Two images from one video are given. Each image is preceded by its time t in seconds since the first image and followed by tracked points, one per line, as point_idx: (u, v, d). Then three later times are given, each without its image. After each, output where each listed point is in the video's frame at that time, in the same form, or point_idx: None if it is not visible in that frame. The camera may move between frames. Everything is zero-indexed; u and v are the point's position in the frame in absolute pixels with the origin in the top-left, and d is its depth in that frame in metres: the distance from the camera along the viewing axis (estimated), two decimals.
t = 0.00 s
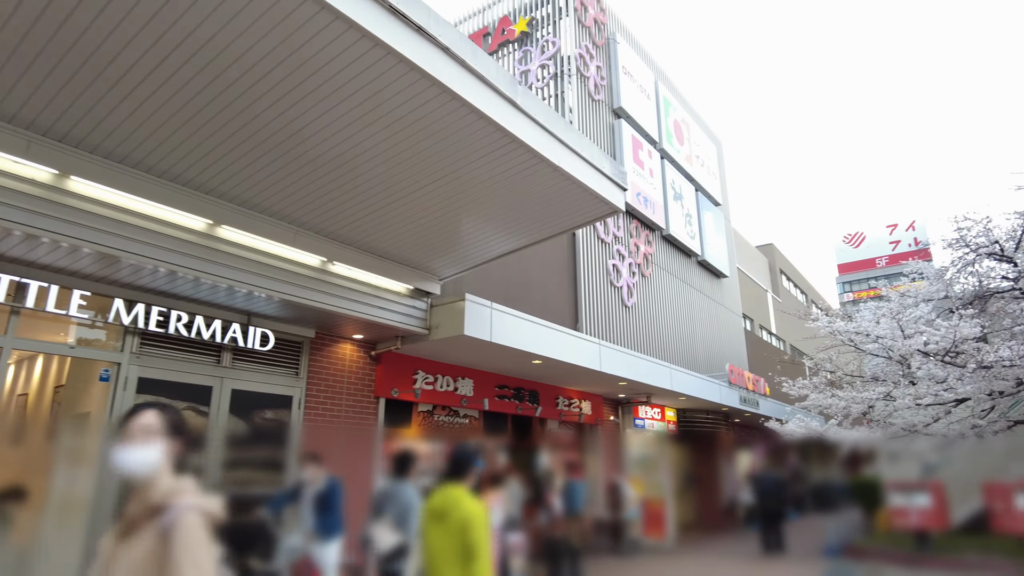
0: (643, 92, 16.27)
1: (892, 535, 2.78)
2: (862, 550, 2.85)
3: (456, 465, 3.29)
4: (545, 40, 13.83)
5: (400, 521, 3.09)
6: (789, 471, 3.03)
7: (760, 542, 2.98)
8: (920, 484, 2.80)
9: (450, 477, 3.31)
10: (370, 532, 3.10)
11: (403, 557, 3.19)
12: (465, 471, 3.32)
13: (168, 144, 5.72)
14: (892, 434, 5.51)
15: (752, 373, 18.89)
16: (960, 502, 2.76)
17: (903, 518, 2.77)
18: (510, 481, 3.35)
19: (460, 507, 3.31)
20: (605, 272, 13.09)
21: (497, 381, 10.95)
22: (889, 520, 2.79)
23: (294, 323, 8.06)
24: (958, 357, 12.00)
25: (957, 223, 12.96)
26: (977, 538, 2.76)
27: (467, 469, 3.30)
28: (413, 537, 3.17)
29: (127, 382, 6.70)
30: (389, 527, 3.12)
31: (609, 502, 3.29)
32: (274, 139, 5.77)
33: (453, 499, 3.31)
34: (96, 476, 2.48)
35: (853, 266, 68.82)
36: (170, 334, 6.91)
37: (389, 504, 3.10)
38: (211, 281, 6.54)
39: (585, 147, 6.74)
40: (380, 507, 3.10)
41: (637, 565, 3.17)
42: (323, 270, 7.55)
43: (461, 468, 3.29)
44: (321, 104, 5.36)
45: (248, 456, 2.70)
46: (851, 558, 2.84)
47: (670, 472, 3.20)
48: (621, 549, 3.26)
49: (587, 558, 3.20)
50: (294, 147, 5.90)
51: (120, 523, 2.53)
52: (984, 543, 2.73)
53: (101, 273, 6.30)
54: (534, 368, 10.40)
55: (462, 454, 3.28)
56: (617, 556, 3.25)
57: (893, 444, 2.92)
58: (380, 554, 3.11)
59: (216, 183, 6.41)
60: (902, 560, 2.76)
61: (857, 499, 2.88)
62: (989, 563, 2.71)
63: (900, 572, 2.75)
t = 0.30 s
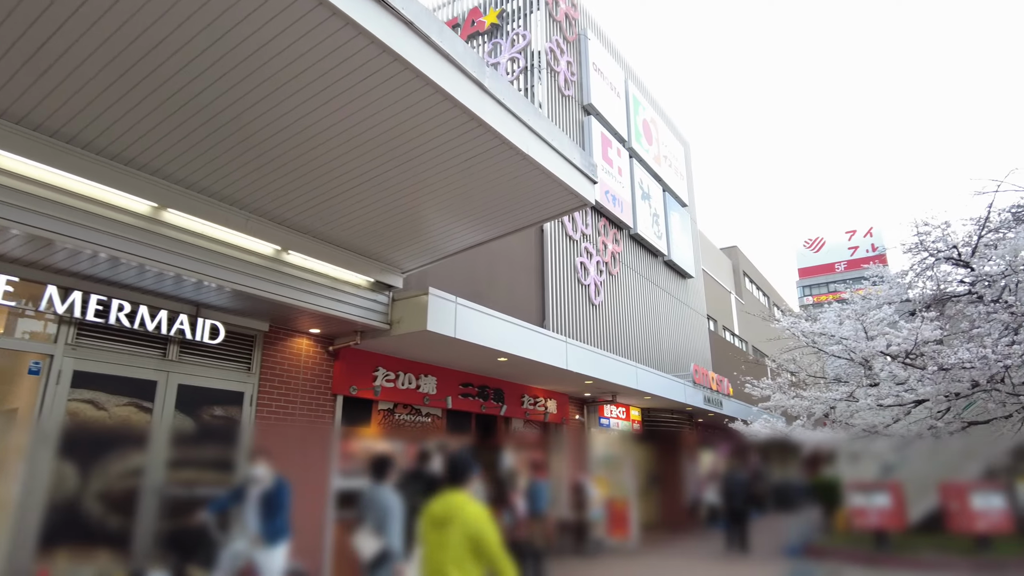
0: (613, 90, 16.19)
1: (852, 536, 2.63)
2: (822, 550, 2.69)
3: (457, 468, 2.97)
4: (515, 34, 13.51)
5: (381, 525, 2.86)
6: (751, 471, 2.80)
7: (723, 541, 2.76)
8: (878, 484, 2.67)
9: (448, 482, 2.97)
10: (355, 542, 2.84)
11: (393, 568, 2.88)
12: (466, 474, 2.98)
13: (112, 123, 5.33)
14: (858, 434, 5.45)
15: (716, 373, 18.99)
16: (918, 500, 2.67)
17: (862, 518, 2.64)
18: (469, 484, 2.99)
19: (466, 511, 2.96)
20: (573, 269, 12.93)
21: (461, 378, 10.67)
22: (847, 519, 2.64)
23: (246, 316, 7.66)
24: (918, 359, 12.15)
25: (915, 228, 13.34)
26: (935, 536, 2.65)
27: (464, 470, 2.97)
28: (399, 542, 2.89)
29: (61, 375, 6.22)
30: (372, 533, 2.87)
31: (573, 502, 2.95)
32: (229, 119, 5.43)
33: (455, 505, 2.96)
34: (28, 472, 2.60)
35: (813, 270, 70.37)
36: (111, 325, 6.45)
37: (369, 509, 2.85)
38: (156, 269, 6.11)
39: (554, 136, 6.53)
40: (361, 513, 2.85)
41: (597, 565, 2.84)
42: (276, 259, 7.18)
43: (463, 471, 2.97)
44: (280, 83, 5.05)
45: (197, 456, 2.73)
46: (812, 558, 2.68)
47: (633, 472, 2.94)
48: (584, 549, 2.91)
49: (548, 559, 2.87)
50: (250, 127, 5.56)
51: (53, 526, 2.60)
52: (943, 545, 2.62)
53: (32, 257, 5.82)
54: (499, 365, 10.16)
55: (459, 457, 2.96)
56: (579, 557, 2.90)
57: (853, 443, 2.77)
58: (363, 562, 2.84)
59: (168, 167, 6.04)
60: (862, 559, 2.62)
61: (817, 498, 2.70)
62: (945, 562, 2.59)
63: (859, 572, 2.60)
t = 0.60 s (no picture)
0: (592, 87, 16.02)
1: (823, 535, 2.87)
2: (796, 550, 2.92)
3: (461, 466, 3.15)
4: (494, 25, 13.31)
5: (370, 522, 2.95)
6: (726, 471, 3.04)
7: (706, 541, 2.97)
8: (852, 485, 2.92)
9: (455, 478, 3.20)
10: (346, 538, 2.98)
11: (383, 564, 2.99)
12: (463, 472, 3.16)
13: (68, 99, 4.98)
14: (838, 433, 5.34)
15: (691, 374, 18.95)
16: (889, 501, 2.92)
17: (836, 518, 2.88)
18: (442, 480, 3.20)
19: (476, 507, 3.19)
20: (550, 266, 12.72)
21: (434, 376, 10.38)
22: (820, 519, 2.88)
23: (208, 307, 7.27)
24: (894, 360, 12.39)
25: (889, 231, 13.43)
26: (904, 536, 2.92)
27: (463, 468, 3.15)
28: (388, 540, 2.99)
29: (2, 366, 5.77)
30: (361, 532, 2.97)
31: (546, 503, 3.18)
32: (195, 99, 5.12)
33: (463, 499, 3.19)
34: None
35: (784, 274, 71.26)
36: (59, 313, 6.00)
37: (361, 506, 2.96)
38: (111, 254, 5.71)
39: (534, 122, 6.32)
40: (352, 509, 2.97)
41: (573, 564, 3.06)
42: (240, 247, 6.83)
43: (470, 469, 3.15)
44: (250, 60, 4.76)
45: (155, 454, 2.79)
46: (786, 558, 2.91)
47: (607, 472, 3.16)
48: (558, 550, 3.12)
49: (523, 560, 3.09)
50: (218, 107, 5.26)
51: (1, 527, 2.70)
52: (910, 542, 2.91)
53: None
54: (474, 362, 9.90)
55: (462, 455, 3.14)
56: (554, 557, 3.10)
57: (828, 446, 3.00)
58: (352, 560, 2.95)
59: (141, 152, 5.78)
60: (834, 559, 2.87)
61: (789, 499, 2.94)
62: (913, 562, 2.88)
63: (832, 571, 2.86)
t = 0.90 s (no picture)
0: (571, 85, 15.85)
1: (794, 539, 2.82)
2: (768, 554, 2.85)
3: (480, 476, 3.17)
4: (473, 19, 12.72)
5: (374, 532, 3.03)
6: (692, 475, 3.05)
7: (682, 543, 3.00)
8: (826, 489, 2.81)
9: (467, 489, 3.21)
10: (347, 545, 3.02)
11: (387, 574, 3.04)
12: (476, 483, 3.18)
13: (15, 70, 4.55)
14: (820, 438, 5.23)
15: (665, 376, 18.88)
16: (863, 502, 2.76)
17: (809, 523, 2.80)
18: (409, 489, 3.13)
19: (488, 520, 3.21)
20: (526, 265, 12.48)
21: (406, 375, 10.06)
22: (792, 523, 2.82)
23: (165, 300, 6.85)
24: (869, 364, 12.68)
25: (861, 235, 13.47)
26: (876, 538, 2.74)
27: (479, 479, 3.18)
28: (391, 550, 3.04)
29: None
30: (362, 542, 3.03)
31: (521, 507, 3.27)
32: (159, 75, 4.77)
33: (477, 512, 3.21)
34: None
35: (754, 279, 72.22)
36: None
37: (362, 515, 3.03)
38: (60, 241, 5.27)
39: (514, 111, 6.07)
40: (357, 516, 3.04)
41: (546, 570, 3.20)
42: (201, 235, 6.42)
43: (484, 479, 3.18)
44: (216, 32, 4.40)
45: (101, 456, 2.68)
46: (760, 562, 2.85)
47: (581, 476, 3.26)
48: (531, 555, 3.26)
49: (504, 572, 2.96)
50: (179, 83, 4.88)
51: None
52: (882, 546, 2.73)
53: None
54: (447, 362, 9.62)
55: (481, 467, 3.15)
56: (527, 563, 3.25)
57: (800, 449, 2.91)
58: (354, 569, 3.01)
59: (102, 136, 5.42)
60: (808, 562, 2.77)
61: (760, 501, 2.89)
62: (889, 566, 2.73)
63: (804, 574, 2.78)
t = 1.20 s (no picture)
0: (554, 82, 15.66)
1: (773, 542, 2.65)
2: (748, 557, 2.68)
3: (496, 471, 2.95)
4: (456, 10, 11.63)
5: (379, 531, 2.82)
6: (670, 477, 2.90)
7: (664, 543, 2.81)
8: (805, 491, 2.69)
9: (484, 484, 2.97)
10: (347, 544, 2.84)
11: None
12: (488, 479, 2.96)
13: None
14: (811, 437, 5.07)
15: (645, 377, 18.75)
16: (842, 503, 2.67)
17: (790, 525, 2.65)
18: (388, 486, 2.89)
19: (505, 513, 2.95)
20: (508, 262, 12.23)
21: (382, 373, 9.73)
22: (771, 524, 2.65)
23: (126, 290, 6.44)
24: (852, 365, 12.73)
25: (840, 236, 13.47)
26: (855, 541, 2.64)
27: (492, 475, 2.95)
28: (395, 550, 2.83)
29: None
30: (366, 540, 2.83)
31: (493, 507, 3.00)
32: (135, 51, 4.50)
33: (493, 506, 2.96)
34: None
35: (731, 283, 72.80)
36: None
37: (364, 514, 2.83)
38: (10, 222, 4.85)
39: (498, 95, 5.82)
40: (358, 514, 2.85)
41: None
42: (166, 221, 6.02)
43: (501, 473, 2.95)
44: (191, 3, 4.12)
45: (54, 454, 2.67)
46: (738, 566, 2.68)
47: (560, 476, 3.00)
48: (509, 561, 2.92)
49: None
50: (139, 52, 4.50)
51: None
52: (863, 549, 2.61)
53: None
54: (425, 359, 9.32)
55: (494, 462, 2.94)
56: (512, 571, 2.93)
57: (780, 450, 2.77)
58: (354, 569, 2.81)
59: (65, 114, 5.08)
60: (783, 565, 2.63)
61: (739, 503, 2.73)
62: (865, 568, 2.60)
63: None
